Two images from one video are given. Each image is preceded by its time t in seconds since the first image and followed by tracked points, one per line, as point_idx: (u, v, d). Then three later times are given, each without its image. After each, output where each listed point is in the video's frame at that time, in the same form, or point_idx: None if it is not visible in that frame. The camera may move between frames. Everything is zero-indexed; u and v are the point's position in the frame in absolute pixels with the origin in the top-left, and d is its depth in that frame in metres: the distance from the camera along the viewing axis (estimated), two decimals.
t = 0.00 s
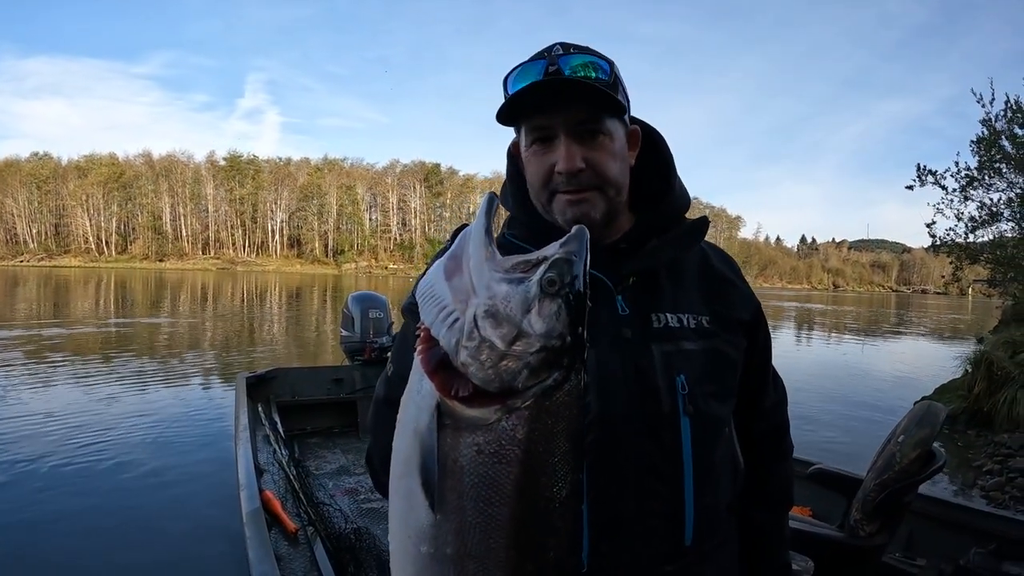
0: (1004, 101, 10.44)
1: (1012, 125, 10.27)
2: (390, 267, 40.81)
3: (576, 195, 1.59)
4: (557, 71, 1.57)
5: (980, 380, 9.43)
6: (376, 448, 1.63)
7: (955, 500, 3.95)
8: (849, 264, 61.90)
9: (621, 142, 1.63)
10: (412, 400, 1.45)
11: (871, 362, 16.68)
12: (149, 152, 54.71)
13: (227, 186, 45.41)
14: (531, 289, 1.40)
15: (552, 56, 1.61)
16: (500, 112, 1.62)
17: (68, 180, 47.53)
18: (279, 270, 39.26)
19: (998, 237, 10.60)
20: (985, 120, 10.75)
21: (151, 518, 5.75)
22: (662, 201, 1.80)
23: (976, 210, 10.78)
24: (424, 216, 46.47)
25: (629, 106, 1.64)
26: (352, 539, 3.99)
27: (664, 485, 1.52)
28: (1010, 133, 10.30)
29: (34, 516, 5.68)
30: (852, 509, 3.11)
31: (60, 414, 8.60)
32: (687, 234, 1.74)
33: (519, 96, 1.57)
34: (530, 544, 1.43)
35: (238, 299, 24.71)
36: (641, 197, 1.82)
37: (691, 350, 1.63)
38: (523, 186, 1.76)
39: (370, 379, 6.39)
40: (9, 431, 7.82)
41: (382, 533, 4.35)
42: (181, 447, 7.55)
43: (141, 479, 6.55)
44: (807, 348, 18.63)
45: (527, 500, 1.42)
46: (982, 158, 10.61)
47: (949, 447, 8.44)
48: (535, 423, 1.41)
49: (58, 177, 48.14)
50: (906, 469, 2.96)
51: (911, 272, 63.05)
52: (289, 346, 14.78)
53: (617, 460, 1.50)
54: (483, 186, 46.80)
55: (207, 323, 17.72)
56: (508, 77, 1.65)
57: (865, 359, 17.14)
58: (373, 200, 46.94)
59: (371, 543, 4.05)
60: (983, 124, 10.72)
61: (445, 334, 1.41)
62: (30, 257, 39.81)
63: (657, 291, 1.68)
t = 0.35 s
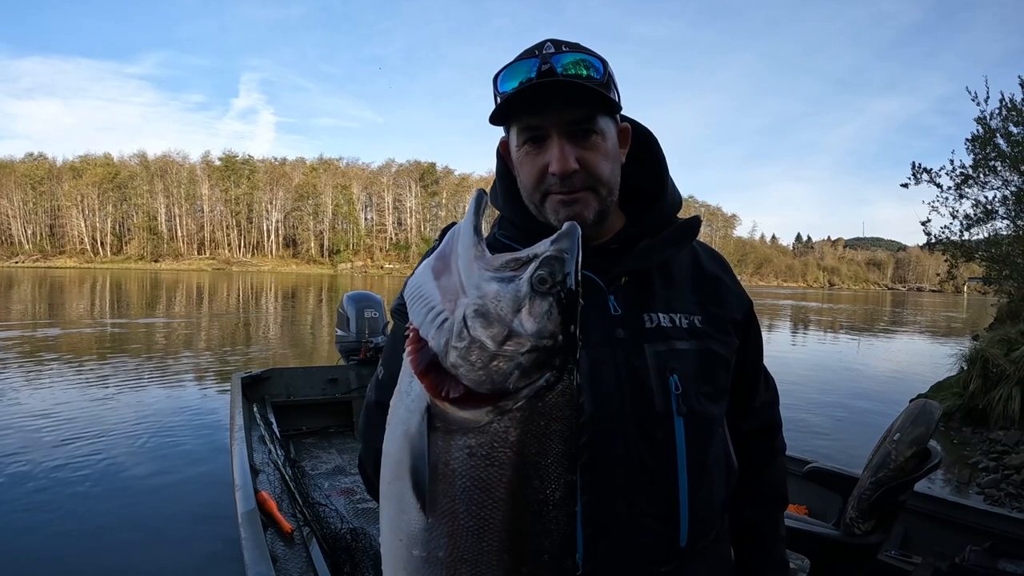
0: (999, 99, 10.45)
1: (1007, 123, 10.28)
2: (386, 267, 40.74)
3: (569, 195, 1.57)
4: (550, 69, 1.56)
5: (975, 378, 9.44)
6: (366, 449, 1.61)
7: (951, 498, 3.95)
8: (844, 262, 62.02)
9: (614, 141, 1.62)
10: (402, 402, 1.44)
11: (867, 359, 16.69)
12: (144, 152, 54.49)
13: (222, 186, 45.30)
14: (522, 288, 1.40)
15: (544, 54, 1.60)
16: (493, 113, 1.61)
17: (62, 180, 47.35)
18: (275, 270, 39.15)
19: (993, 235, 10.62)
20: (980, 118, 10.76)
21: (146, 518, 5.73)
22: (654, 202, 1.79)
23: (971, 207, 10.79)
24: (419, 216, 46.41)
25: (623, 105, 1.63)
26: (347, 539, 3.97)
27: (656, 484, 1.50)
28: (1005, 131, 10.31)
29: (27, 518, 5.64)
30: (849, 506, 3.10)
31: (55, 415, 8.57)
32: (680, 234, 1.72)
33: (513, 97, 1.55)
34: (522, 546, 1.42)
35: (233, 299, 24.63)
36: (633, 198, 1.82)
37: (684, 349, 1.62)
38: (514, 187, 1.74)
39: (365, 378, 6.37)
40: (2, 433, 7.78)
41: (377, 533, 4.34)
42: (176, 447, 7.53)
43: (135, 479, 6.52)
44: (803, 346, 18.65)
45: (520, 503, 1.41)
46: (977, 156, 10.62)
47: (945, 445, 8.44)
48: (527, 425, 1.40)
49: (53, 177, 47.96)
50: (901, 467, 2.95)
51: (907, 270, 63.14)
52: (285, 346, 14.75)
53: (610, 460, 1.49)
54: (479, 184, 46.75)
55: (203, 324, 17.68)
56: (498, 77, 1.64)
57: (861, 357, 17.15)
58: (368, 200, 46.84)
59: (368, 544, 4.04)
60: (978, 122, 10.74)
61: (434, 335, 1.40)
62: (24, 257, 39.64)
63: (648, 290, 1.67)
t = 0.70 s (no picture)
0: (998, 98, 10.46)
1: (1005, 122, 10.29)
2: (385, 265, 40.72)
3: (568, 186, 1.56)
4: (549, 60, 1.55)
5: (974, 377, 9.44)
6: (364, 452, 1.61)
7: (950, 497, 3.96)
8: (843, 260, 62.09)
9: (612, 134, 1.62)
10: (402, 405, 1.43)
11: (866, 359, 16.68)
12: (143, 151, 54.41)
13: (221, 184, 45.27)
14: (525, 289, 1.39)
15: (542, 45, 1.59)
16: (491, 102, 1.60)
17: (61, 179, 47.28)
18: (274, 269, 39.12)
19: (992, 234, 10.62)
20: (979, 117, 10.76)
21: (145, 517, 5.72)
22: (653, 200, 1.79)
23: (970, 207, 10.79)
24: (418, 214, 46.40)
25: (620, 97, 1.62)
26: (347, 538, 3.96)
27: (655, 483, 1.50)
28: (1004, 130, 10.31)
29: (26, 517, 5.62)
30: (848, 506, 3.10)
31: (53, 414, 8.56)
32: (680, 232, 1.71)
33: (512, 86, 1.55)
34: (523, 549, 1.42)
35: (233, 298, 24.61)
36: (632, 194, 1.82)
37: (683, 348, 1.61)
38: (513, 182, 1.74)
39: (364, 377, 6.37)
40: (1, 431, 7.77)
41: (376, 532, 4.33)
42: (175, 446, 7.52)
43: (134, 478, 6.52)
44: (802, 345, 18.67)
45: (521, 505, 1.41)
46: (976, 155, 10.63)
47: (944, 444, 8.44)
48: (529, 428, 1.40)
49: (52, 176, 47.89)
50: (901, 467, 2.95)
51: (905, 268, 63.19)
52: (284, 344, 14.74)
53: (610, 459, 1.49)
54: (478, 183, 46.74)
55: (202, 322, 17.67)
56: (497, 68, 1.63)
57: (860, 356, 17.14)
58: (367, 198, 46.79)
59: (367, 543, 4.03)
60: (978, 121, 10.74)
61: (436, 336, 1.39)
62: (23, 256, 39.58)
63: (648, 288, 1.66)
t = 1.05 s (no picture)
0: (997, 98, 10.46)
1: (1005, 122, 10.29)
2: (383, 262, 40.71)
3: (572, 187, 1.55)
4: (555, 57, 1.54)
5: (972, 376, 9.44)
6: (365, 456, 1.59)
7: (947, 495, 3.96)
8: (841, 259, 62.19)
9: (618, 133, 1.61)
10: (408, 412, 1.41)
11: (864, 357, 16.71)
12: (141, 147, 54.29)
13: (220, 181, 45.27)
14: (534, 295, 1.38)
15: (549, 41, 1.58)
16: (495, 100, 1.59)
17: (60, 174, 47.20)
18: (273, 265, 39.10)
19: (991, 234, 10.63)
20: (978, 117, 10.76)
21: (142, 514, 5.70)
22: (658, 200, 1.77)
23: (969, 206, 10.79)
24: (417, 212, 46.36)
25: (627, 95, 1.61)
26: (345, 535, 3.96)
27: (654, 484, 1.49)
28: (1004, 130, 10.31)
29: (22, 512, 5.61)
30: (846, 504, 3.09)
31: (50, 409, 8.53)
32: (683, 232, 1.71)
33: (517, 85, 1.53)
34: (528, 556, 1.41)
35: (231, 294, 24.59)
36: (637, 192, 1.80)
37: (685, 349, 1.60)
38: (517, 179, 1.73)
39: (362, 374, 6.34)
40: None
41: (374, 530, 4.32)
42: (172, 442, 7.50)
43: (131, 474, 6.50)
44: (800, 344, 18.70)
45: (526, 512, 1.40)
46: (975, 155, 10.63)
47: (942, 443, 8.45)
48: (537, 435, 1.39)
49: (50, 172, 47.80)
50: (899, 465, 2.95)
51: (903, 267, 63.26)
52: (282, 341, 14.72)
53: (612, 460, 1.48)
54: (477, 180, 46.74)
55: (200, 319, 17.65)
56: (502, 63, 1.61)
57: (857, 354, 17.15)
58: (366, 195, 46.74)
59: (365, 540, 4.01)
60: (977, 121, 10.73)
61: (444, 344, 1.38)
62: (22, 252, 39.52)
63: (652, 288, 1.65)
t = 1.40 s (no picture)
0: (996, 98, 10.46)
1: (1004, 122, 10.29)
2: (381, 260, 40.67)
3: (568, 186, 1.54)
4: (552, 55, 1.53)
5: (970, 376, 9.45)
6: (362, 448, 1.57)
7: (945, 495, 3.96)
8: (839, 258, 62.25)
9: (616, 132, 1.59)
10: (407, 403, 1.39)
11: (861, 357, 16.71)
12: (139, 144, 54.18)
13: (218, 178, 45.20)
14: (535, 285, 1.37)
15: (546, 40, 1.57)
16: (491, 98, 1.58)
17: (57, 171, 47.07)
18: (270, 263, 39.06)
19: (989, 234, 10.63)
20: (977, 117, 10.76)
21: (139, 511, 5.69)
22: (657, 193, 1.77)
23: (967, 206, 10.79)
24: (415, 209, 46.31)
25: (625, 96, 1.60)
26: (341, 533, 3.94)
27: (652, 481, 1.48)
28: (1003, 130, 10.31)
29: (19, 509, 5.60)
30: (844, 503, 3.08)
31: (48, 406, 8.52)
32: (683, 225, 1.70)
33: (513, 83, 1.52)
34: (528, 550, 1.40)
35: (228, 291, 24.56)
36: (635, 187, 1.80)
37: (683, 344, 1.60)
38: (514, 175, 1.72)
39: (359, 372, 6.33)
40: None
41: (370, 527, 4.31)
42: (169, 439, 7.49)
43: (128, 471, 6.49)
44: (798, 343, 18.70)
45: (526, 506, 1.39)
46: (973, 155, 10.63)
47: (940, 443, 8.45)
48: (538, 427, 1.38)
49: (48, 168, 47.69)
50: (897, 465, 2.94)
51: (901, 267, 63.30)
52: (280, 338, 14.70)
53: (610, 455, 1.47)
54: (475, 178, 46.67)
55: (198, 316, 17.62)
56: (499, 61, 1.60)
57: (855, 354, 17.17)
58: (364, 192, 46.68)
59: (361, 538, 4.00)
60: (976, 122, 10.74)
61: (445, 335, 1.36)
62: (19, 249, 39.41)
63: (651, 281, 1.64)
